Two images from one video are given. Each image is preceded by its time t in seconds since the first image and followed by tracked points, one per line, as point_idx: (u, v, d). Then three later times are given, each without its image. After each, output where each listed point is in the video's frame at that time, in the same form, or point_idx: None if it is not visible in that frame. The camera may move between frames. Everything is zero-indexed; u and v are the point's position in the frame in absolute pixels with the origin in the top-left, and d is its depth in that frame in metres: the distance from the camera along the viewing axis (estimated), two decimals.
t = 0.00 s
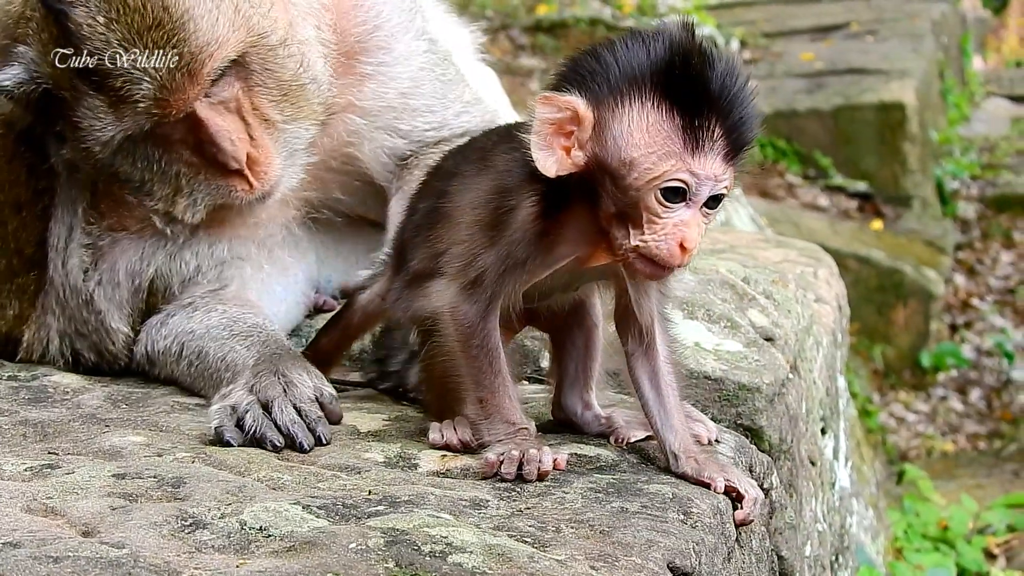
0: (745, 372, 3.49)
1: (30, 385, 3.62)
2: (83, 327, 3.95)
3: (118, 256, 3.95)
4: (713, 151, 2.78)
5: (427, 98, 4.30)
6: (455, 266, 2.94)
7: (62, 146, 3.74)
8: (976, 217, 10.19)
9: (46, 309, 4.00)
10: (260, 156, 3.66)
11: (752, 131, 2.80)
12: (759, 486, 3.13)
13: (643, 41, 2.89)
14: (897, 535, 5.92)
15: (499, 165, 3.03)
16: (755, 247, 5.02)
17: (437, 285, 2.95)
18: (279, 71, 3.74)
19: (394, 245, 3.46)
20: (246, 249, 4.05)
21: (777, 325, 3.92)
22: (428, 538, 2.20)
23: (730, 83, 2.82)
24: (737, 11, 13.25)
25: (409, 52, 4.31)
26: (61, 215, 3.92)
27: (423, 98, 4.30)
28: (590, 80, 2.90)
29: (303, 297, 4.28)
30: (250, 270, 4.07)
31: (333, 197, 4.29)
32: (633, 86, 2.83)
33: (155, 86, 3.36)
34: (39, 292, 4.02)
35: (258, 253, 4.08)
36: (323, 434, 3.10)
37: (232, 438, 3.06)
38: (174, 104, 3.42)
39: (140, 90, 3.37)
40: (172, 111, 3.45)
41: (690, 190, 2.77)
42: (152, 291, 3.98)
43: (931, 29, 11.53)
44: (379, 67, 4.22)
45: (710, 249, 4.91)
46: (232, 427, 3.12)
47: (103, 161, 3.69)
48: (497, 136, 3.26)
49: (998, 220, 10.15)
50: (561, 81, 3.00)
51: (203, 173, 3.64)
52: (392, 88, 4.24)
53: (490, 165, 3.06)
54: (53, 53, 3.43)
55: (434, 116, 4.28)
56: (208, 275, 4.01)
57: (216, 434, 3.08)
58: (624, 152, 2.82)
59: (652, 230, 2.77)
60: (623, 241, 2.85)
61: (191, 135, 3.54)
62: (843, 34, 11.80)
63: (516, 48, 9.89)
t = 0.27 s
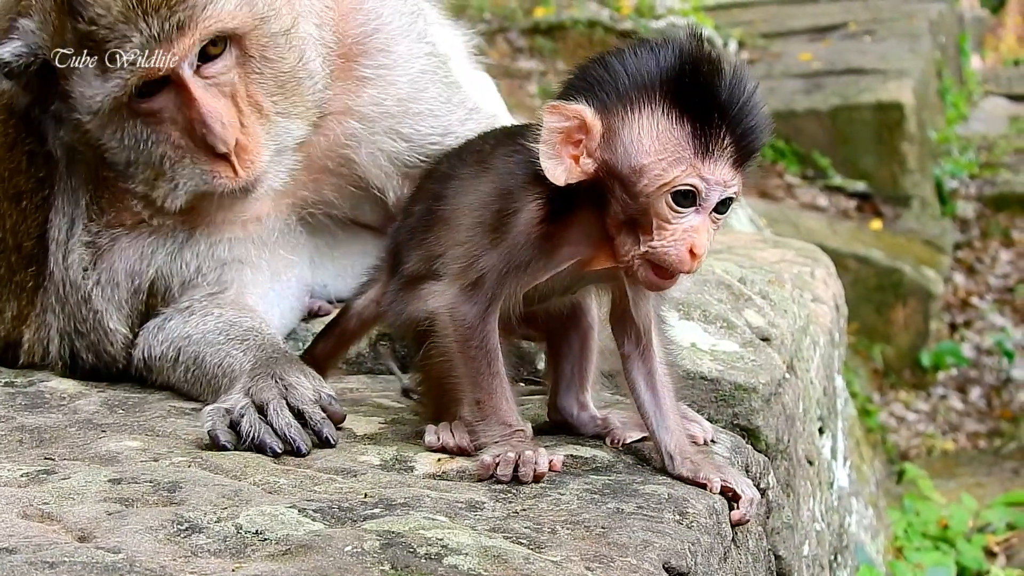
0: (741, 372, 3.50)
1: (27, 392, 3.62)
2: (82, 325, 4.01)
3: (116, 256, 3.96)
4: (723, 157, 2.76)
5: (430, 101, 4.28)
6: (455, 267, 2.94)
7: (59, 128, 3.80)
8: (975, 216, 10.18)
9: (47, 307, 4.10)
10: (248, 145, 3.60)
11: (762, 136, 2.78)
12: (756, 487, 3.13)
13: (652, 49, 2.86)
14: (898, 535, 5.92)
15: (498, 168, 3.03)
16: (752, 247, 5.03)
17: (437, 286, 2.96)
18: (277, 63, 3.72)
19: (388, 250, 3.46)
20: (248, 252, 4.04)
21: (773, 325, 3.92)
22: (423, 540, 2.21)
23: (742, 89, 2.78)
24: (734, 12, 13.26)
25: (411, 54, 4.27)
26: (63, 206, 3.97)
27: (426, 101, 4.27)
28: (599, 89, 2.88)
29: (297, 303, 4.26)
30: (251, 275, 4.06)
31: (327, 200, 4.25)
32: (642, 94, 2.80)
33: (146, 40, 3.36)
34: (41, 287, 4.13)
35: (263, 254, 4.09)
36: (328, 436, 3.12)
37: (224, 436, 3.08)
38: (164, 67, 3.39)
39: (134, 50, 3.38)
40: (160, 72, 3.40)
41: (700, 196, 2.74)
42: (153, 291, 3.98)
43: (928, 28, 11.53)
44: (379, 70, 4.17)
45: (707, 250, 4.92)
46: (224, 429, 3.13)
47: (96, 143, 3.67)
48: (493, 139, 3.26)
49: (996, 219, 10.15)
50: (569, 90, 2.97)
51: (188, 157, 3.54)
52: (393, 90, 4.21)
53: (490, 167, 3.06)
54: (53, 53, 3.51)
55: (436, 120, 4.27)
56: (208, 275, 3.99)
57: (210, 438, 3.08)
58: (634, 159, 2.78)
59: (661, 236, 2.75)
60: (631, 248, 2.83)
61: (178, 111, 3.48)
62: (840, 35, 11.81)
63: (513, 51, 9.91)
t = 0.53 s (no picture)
0: (733, 373, 3.52)
1: (19, 394, 3.62)
2: (92, 303, 3.93)
3: (140, 240, 3.91)
4: (730, 176, 2.76)
5: (438, 86, 4.21)
6: (458, 266, 2.93)
7: (103, 83, 3.75)
8: (969, 215, 10.19)
9: (59, 283, 3.97)
10: (294, 98, 3.58)
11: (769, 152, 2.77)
12: (748, 487, 3.14)
13: (661, 66, 2.86)
14: (892, 534, 5.93)
15: (501, 171, 3.03)
16: (746, 248, 5.04)
17: (438, 285, 2.95)
18: (325, 28, 3.72)
19: (383, 250, 3.46)
20: (250, 247, 4.07)
21: (767, 326, 3.93)
22: (415, 541, 2.21)
23: (750, 107, 2.79)
24: (729, 13, 13.28)
25: (423, 38, 4.18)
26: (89, 176, 3.87)
27: (434, 85, 4.20)
28: (608, 104, 2.87)
29: (289, 302, 4.31)
30: (257, 274, 4.10)
31: (332, 189, 4.26)
32: (650, 110, 2.80)
33: None
34: (51, 261, 3.98)
35: (263, 250, 4.12)
36: (325, 438, 3.11)
37: (218, 437, 3.08)
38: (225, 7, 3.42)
39: None
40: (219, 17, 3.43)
41: (707, 214, 2.74)
42: (170, 282, 3.95)
43: (922, 28, 11.56)
44: (395, 50, 4.07)
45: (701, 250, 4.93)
46: (219, 429, 3.13)
47: (138, 100, 3.68)
48: (486, 143, 3.26)
49: (991, 219, 10.17)
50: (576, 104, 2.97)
51: (231, 106, 3.54)
52: (407, 70, 4.11)
53: (492, 171, 3.05)
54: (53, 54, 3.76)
55: (440, 105, 4.20)
56: (225, 269, 4.01)
57: (205, 438, 3.09)
58: (642, 176, 2.78)
59: (667, 252, 2.75)
60: (640, 266, 2.81)
61: (228, 58, 3.49)
62: (834, 35, 11.82)
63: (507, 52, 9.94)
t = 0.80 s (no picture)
0: (727, 373, 3.53)
1: (12, 394, 3.61)
2: (87, 299, 3.93)
3: (135, 237, 3.91)
4: (726, 186, 2.77)
5: (435, 88, 4.19)
6: (450, 267, 2.93)
7: (96, 75, 3.71)
8: (962, 217, 10.21)
9: (54, 279, 3.97)
10: (285, 99, 3.59)
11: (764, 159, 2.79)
12: (742, 487, 3.14)
13: (656, 73, 2.86)
14: (885, 536, 5.93)
15: (494, 172, 3.03)
16: (739, 249, 5.04)
17: (430, 286, 2.95)
18: (320, 29, 3.73)
19: (376, 249, 3.46)
20: (244, 246, 4.07)
21: (759, 326, 3.93)
22: (408, 541, 2.21)
23: (745, 116, 2.80)
24: (722, 15, 13.29)
25: (420, 40, 4.17)
26: (84, 170, 3.86)
27: (430, 87, 4.19)
28: (603, 112, 2.87)
29: (282, 302, 4.30)
30: (251, 273, 4.10)
31: (326, 189, 4.27)
32: (646, 119, 2.81)
33: None
34: (45, 257, 3.98)
35: (256, 249, 4.12)
36: (318, 438, 3.11)
37: (210, 436, 3.08)
38: (221, 9, 3.43)
39: None
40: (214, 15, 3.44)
41: (702, 223, 2.75)
42: (165, 280, 3.95)
43: (915, 31, 11.58)
44: (391, 52, 4.07)
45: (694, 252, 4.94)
46: (211, 429, 3.13)
47: (130, 95, 3.68)
48: (480, 143, 3.26)
49: (983, 221, 10.20)
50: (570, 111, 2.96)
51: (222, 104, 3.55)
52: (403, 71, 4.11)
53: (484, 172, 3.06)
54: (54, 53, 3.74)
55: (437, 108, 4.19)
56: (219, 268, 4.01)
57: (197, 437, 3.08)
58: (638, 185, 2.79)
59: (663, 261, 2.76)
60: (636, 274, 2.82)
61: (222, 58, 3.51)
62: (827, 37, 11.84)
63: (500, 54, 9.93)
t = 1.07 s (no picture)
0: (723, 372, 3.52)
1: (8, 391, 3.61)
2: (83, 297, 3.93)
3: (131, 235, 3.92)
4: (722, 188, 2.77)
5: (431, 91, 4.19)
6: (445, 266, 2.93)
7: (90, 75, 3.72)
8: (958, 219, 10.21)
9: (49, 276, 3.97)
10: (279, 98, 3.60)
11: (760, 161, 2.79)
12: (738, 486, 3.14)
13: (651, 75, 2.86)
14: (881, 537, 5.93)
15: (490, 170, 3.03)
16: (736, 249, 5.04)
17: (426, 284, 2.95)
18: (313, 26, 3.73)
19: (371, 248, 3.46)
20: (239, 245, 4.07)
21: (755, 325, 3.94)
22: (405, 537, 2.21)
23: (741, 118, 2.80)
24: (719, 16, 13.29)
25: (416, 44, 4.18)
26: (78, 168, 3.87)
27: (427, 91, 4.19)
28: (599, 115, 2.87)
29: (278, 302, 4.29)
30: (246, 272, 4.09)
31: (321, 191, 4.28)
32: (641, 121, 2.81)
33: None
34: (40, 255, 3.98)
35: (250, 247, 4.11)
36: (314, 435, 3.12)
37: (207, 433, 3.07)
38: (215, 14, 3.42)
39: None
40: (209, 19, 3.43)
41: (699, 226, 2.76)
42: (160, 278, 3.94)
43: (911, 33, 11.59)
44: (388, 55, 4.08)
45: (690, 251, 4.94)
46: (208, 426, 3.13)
47: (123, 93, 3.68)
48: (477, 141, 3.26)
49: (980, 223, 10.20)
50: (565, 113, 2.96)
51: (217, 103, 3.55)
52: (398, 73, 4.12)
53: (480, 171, 3.05)
54: (53, 53, 3.71)
55: (432, 111, 4.18)
56: (215, 266, 4.01)
57: (194, 435, 3.08)
58: (633, 188, 2.79)
59: (660, 264, 2.76)
60: (631, 277, 2.83)
61: (215, 58, 3.50)
62: (823, 39, 11.85)
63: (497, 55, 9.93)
